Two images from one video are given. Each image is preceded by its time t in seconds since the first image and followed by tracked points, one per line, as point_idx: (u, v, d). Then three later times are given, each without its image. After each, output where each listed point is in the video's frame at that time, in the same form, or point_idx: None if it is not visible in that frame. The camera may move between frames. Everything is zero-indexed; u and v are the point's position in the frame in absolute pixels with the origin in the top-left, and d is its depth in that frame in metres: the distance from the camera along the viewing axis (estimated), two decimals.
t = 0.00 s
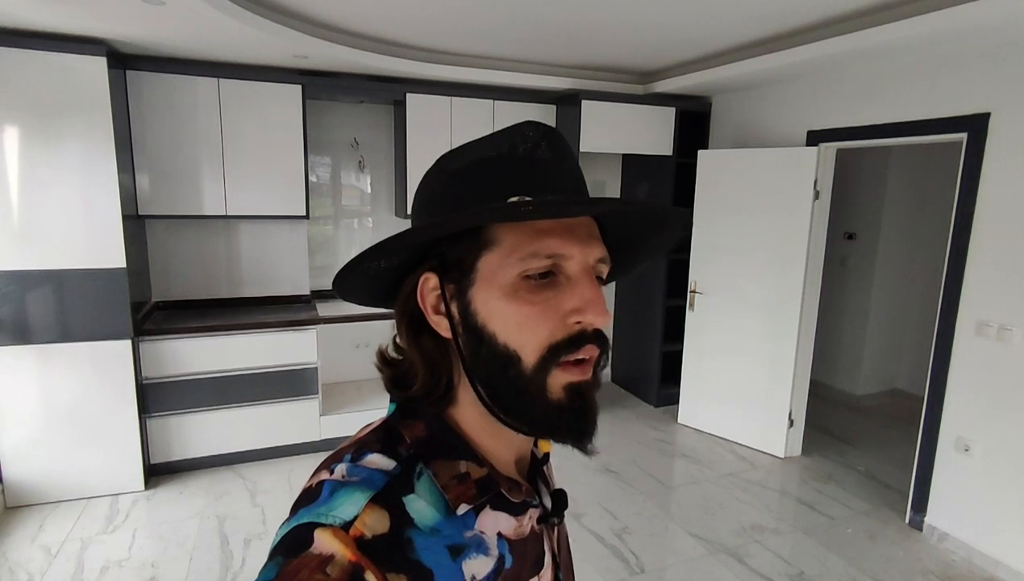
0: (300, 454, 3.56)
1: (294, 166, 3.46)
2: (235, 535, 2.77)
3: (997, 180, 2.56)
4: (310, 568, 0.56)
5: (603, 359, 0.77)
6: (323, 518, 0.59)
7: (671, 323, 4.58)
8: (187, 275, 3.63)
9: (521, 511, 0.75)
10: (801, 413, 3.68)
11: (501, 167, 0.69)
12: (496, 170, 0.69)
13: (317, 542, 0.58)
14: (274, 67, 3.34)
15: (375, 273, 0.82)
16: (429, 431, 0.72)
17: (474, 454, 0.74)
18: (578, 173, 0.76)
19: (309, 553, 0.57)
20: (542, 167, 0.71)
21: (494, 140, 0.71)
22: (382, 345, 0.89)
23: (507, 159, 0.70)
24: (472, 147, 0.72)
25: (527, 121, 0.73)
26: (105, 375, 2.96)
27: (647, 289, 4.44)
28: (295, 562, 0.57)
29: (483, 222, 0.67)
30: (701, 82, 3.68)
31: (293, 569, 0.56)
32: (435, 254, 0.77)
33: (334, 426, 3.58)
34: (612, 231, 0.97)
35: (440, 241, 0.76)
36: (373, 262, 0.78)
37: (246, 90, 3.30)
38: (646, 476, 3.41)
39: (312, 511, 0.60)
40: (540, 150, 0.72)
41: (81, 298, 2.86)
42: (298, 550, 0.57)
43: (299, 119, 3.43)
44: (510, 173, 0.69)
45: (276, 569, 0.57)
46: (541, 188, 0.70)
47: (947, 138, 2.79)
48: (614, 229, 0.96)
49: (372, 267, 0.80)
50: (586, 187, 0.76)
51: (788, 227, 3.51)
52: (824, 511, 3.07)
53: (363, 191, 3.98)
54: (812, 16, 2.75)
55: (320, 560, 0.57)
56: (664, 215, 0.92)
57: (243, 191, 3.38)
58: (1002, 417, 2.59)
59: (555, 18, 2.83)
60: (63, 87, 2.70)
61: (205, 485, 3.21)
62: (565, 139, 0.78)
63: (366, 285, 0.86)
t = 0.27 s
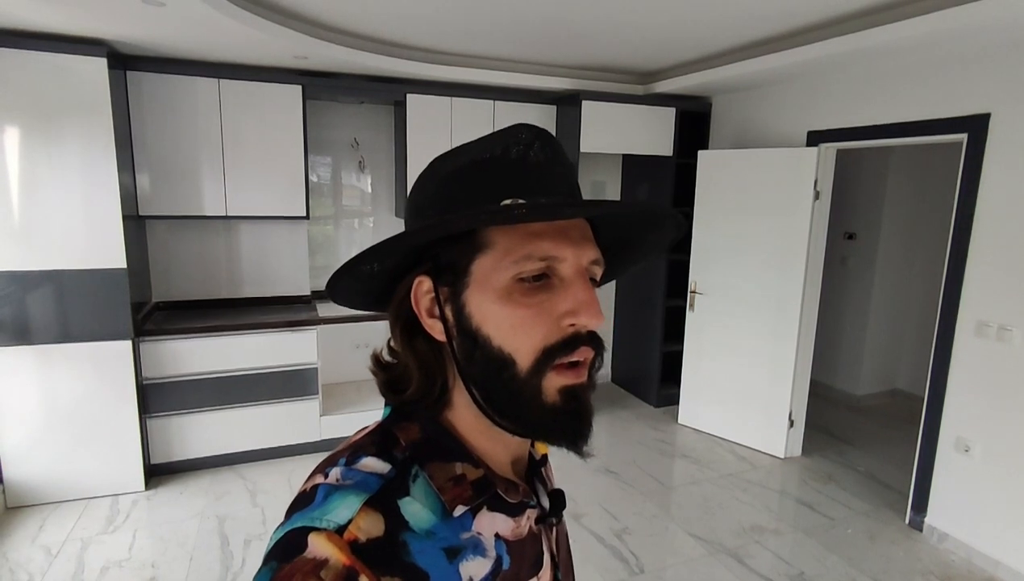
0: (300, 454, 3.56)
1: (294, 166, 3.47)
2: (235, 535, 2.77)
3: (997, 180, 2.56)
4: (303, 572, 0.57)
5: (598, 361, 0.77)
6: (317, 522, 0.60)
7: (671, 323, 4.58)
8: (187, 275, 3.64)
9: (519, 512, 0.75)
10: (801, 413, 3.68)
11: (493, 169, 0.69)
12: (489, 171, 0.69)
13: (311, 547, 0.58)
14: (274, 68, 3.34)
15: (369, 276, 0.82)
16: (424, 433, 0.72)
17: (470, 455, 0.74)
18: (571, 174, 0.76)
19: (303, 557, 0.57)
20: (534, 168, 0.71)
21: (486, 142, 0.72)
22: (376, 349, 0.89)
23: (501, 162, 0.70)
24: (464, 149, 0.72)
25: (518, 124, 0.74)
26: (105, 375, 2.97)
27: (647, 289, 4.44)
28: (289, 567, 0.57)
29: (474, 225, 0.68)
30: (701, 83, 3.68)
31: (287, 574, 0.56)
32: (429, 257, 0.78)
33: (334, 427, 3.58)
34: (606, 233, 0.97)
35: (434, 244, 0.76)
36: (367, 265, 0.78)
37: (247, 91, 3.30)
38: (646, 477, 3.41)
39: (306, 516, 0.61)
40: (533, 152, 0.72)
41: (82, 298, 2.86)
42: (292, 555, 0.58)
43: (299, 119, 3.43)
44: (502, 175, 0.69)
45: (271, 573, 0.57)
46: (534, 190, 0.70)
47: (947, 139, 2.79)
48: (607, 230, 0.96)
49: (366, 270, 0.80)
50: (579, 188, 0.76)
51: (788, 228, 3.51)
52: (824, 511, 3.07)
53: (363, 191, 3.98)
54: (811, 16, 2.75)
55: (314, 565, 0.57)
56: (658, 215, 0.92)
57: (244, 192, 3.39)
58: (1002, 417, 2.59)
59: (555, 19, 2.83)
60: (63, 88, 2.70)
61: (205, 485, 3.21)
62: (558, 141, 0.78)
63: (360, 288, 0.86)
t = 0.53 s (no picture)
0: (301, 455, 3.56)
1: (294, 166, 3.47)
2: (236, 536, 2.77)
3: (998, 181, 2.56)
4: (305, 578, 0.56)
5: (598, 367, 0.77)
6: (319, 527, 0.60)
7: (672, 324, 4.57)
8: (188, 276, 3.64)
9: (520, 516, 0.75)
10: (802, 414, 3.68)
11: (495, 175, 0.69)
12: (491, 177, 0.69)
13: (312, 552, 0.58)
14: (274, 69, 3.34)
15: (370, 280, 0.82)
16: (425, 438, 0.72)
17: (470, 459, 0.74)
18: (572, 178, 0.76)
19: (305, 563, 0.57)
20: (535, 173, 0.71)
21: (488, 147, 0.71)
22: (376, 353, 0.89)
23: (502, 167, 0.70)
24: (466, 154, 0.72)
25: (519, 129, 0.74)
26: (105, 376, 2.97)
27: (647, 290, 4.44)
28: (291, 573, 0.57)
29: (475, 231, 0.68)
30: (702, 83, 3.68)
31: None
32: (430, 262, 0.78)
33: (335, 427, 3.58)
34: (607, 239, 0.97)
35: (435, 250, 0.76)
36: (368, 270, 0.78)
37: (248, 91, 3.31)
38: (647, 477, 3.41)
39: (307, 521, 0.61)
40: (534, 156, 0.72)
41: (83, 299, 2.87)
42: (293, 560, 0.58)
43: (300, 119, 3.43)
44: (504, 180, 0.69)
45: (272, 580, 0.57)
46: (536, 196, 0.70)
47: (948, 139, 2.78)
48: (608, 237, 0.97)
49: (367, 274, 0.80)
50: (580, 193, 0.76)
51: (789, 228, 3.51)
52: (825, 512, 3.07)
53: (364, 191, 3.98)
54: (812, 17, 2.75)
55: (315, 570, 0.57)
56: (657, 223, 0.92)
57: (245, 192, 3.39)
58: (1003, 418, 2.58)
59: (556, 20, 2.83)
60: (64, 89, 2.70)
61: (206, 486, 3.21)
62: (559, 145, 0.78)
63: (361, 292, 0.86)
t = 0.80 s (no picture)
0: (302, 455, 3.56)
1: (295, 167, 3.47)
2: (237, 536, 2.77)
3: (999, 182, 2.56)
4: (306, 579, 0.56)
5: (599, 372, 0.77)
6: (320, 528, 0.60)
7: (672, 324, 4.57)
8: (188, 276, 3.64)
9: (520, 518, 0.75)
10: (803, 415, 3.68)
11: (500, 177, 0.69)
12: (496, 180, 0.69)
13: (313, 553, 0.58)
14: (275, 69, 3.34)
15: (373, 280, 0.82)
16: (425, 440, 0.72)
17: (470, 461, 0.74)
18: (578, 180, 0.75)
19: (306, 564, 0.57)
20: (540, 175, 0.70)
21: (493, 149, 0.71)
22: (377, 352, 0.89)
23: (508, 169, 0.70)
24: (471, 155, 0.72)
25: (524, 131, 0.73)
26: (106, 376, 2.97)
27: (648, 290, 4.44)
28: (292, 574, 0.57)
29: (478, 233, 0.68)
30: (702, 84, 3.68)
31: None
32: (433, 263, 0.77)
33: (336, 428, 3.58)
34: (610, 243, 0.98)
35: (439, 252, 0.76)
36: (371, 270, 0.78)
37: (248, 91, 3.31)
38: (647, 478, 3.41)
39: (307, 522, 0.61)
40: (540, 158, 0.72)
41: (84, 299, 2.87)
42: (294, 562, 0.57)
43: (301, 120, 3.43)
44: (508, 183, 0.69)
45: None
46: (541, 200, 0.70)
47: (950, 140, 2.78)
48: (611, 242, 0.97)
49: (370, 275, 0.80)
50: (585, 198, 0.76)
51: (790, 228, 3.51)
52: (826, 513, 3.07)
53: (364, 191, 3.98)
54: (813, 17, 2.75)
55: (316, 571, 0.57)
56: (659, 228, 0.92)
57: (245, 193, 3.39)
58: (1004, 418, 2.58)
59: (556, 20, 2.82)
60: (65, 89, 2.70)
61: (207, 486, 3.21)
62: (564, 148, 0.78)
63: (363, 292, 0.86)
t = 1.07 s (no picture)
0: (302, 454, 3.57)
1: (295, 167, 3.47)
2: (237, 536, 2.77)
3: (999, 181, 2.56)
4: (304, 575, 0.56)
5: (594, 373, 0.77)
6: (317, 525, 0.60)
7: (672, 324, 4.57)
8: (188, 276, 3.64)
9: (515, 514, 0.75)
10: (803, 414, 3.68)
11: (501, 178, 0.69)
12: (497, 180, 0.69)
13: (311, 550, 0.58)
14: (275, 69, 3.35)
15: (372, 276, 0.82)
16: (421, 437, 0.72)
17: (466, 458, 0.74)
18: (578, 182, 0.76)
19: (304, 560, 0.57)
20: (541, 178, 0.71)
21: (495, 150, 0.72)
22: (374, 348, 0.89)
23: (509, 169, 0.70)
24: (473, 155, 0.72)
25: (526, 132, 0.74)
26: (106, 376, 2.97)
27: (648, 290, 4.44)
28: (290, 570, 0.57)
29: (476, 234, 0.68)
30: (702, 84, 3.68)
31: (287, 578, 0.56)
32: (433, 260, 0.78)
33: (336, 427, 3.59)
34: (607, 246, 0.98)
35: (438, 250, 0.76)
36: (371, 266, 0.79)
37: (248, 92, 3.31)
38: (647, 478, 3.41)
39: (305, 519, 0.61)
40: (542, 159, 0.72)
41: (84, 299, 2.87)
42: (292, 558, 0.58)
43: (301, 120, 3.43)
44: (509, 185, 0.69)
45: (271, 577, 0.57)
46: (541, 201, 0.70)
47: (949, 139, 2.78)
48: (609, 244, 0.98)
49: (370, 270, 0.80)
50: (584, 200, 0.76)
51: (789, 228, 3.51)
52: (826, 513, 3.07)
53: (364, 191, 3.98)
54: (812, 17, 2.75)
55: (314, 568, 0.57)
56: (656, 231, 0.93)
57: (245, 193, 3.40)
58: (1004, 418, 2.58)
59: (556, 20, 2.82)
60: (65, 90, 2.71)
61: (207, 486, 3.21)
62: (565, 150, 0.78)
63: (362, 287, 0.86)
